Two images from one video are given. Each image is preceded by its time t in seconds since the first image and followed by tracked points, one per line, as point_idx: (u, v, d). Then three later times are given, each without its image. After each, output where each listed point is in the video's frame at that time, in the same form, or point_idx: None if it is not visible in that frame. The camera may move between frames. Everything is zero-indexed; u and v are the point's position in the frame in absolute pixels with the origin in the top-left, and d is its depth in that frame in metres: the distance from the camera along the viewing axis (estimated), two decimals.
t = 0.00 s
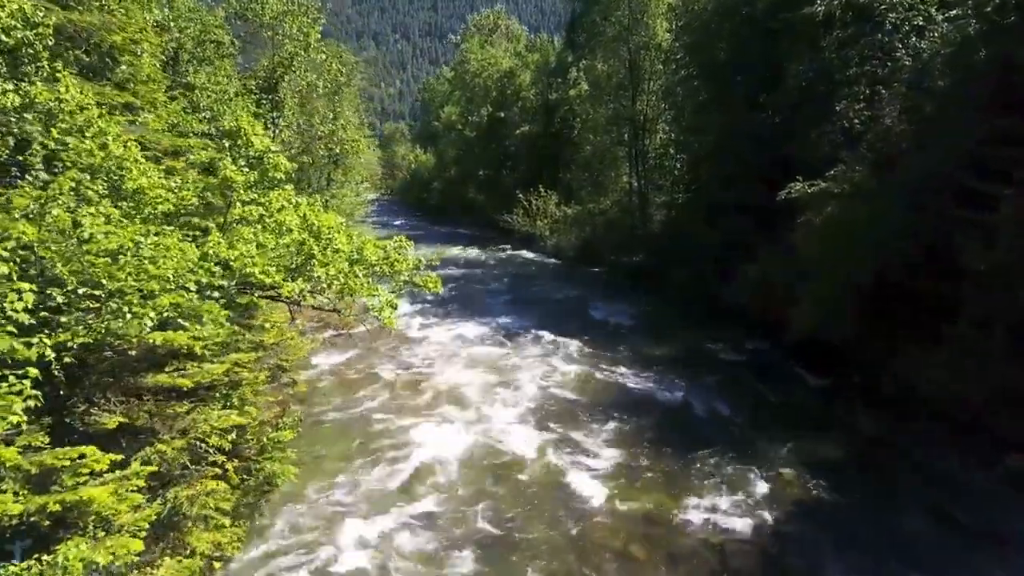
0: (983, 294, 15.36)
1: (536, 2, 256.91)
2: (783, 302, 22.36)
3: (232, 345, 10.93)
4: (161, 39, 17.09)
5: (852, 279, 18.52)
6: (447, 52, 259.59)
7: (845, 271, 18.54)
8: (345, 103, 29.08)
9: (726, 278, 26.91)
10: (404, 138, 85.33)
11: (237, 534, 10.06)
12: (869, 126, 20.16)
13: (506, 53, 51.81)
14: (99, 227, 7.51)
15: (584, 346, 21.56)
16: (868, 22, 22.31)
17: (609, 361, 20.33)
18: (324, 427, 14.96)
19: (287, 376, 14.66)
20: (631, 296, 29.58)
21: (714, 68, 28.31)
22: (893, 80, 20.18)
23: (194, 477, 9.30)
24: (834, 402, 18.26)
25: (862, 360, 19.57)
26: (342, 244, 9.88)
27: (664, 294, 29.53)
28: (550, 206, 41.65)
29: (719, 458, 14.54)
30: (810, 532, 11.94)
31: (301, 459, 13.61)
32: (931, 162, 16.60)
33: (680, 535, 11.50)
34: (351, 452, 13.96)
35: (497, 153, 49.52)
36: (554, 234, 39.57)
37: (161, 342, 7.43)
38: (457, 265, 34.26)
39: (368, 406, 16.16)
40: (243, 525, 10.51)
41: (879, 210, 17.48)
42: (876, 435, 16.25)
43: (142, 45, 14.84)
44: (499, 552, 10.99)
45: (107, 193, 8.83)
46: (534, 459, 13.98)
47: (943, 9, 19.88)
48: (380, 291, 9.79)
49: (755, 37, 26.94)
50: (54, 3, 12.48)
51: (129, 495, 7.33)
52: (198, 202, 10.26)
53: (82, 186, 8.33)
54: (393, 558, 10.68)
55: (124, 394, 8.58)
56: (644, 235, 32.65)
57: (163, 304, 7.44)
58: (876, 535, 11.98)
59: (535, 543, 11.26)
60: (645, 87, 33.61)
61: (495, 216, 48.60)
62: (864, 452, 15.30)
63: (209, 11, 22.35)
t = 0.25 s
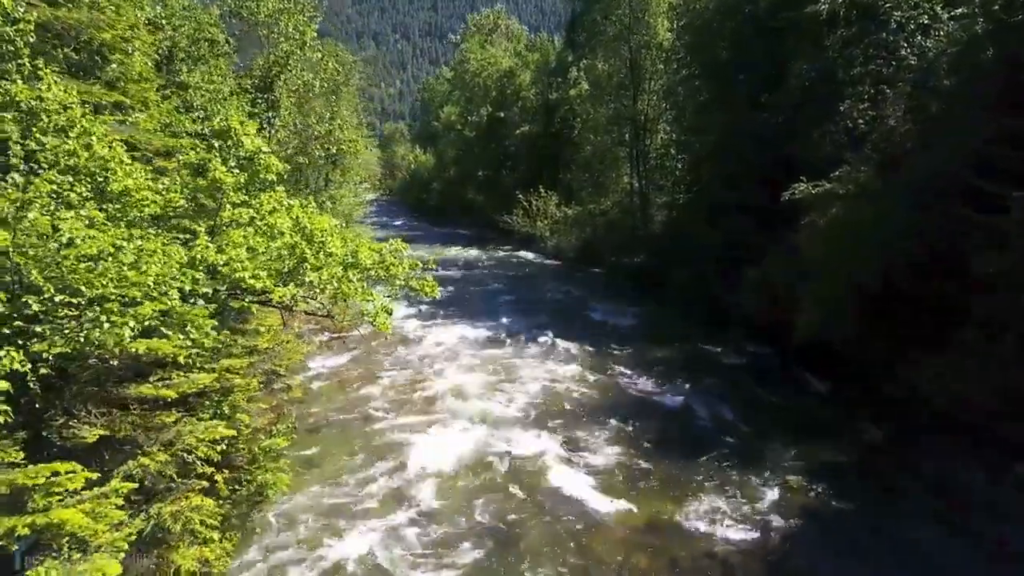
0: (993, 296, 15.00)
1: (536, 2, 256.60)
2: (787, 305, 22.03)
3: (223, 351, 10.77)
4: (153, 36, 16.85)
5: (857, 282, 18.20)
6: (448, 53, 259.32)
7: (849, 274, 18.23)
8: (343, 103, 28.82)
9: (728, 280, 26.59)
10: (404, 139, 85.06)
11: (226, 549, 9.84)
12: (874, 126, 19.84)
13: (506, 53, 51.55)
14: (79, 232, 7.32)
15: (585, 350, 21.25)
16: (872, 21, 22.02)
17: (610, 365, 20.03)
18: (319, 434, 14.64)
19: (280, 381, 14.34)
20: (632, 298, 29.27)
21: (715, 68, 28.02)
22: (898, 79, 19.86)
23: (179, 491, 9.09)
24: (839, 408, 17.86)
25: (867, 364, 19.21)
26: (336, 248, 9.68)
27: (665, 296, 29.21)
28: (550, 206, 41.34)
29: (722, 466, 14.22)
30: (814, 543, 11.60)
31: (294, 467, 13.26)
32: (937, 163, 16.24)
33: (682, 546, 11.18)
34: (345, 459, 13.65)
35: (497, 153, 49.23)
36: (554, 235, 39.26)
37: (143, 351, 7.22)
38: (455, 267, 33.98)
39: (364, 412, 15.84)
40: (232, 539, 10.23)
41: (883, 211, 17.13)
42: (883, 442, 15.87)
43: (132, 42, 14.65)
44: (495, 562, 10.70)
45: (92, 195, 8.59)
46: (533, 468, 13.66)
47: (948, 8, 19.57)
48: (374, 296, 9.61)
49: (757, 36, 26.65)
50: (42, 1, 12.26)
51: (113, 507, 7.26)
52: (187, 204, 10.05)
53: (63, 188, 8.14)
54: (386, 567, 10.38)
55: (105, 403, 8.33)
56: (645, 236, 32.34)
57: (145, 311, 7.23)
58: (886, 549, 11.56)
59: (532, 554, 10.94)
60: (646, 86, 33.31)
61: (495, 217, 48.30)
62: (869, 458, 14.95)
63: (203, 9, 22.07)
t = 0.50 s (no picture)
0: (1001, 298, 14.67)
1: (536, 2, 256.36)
2: (790, 306, 21.73)
3: (216, 355, 10.57)
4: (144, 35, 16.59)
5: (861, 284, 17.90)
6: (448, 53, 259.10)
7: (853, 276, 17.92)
8: (341, 103, 28.57)
9: (730, 282, 26.27)
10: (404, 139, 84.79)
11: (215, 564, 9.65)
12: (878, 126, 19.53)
13: (505, 53, 51.31)
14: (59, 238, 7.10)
15: (585, 352, 20.96)
16: (876, 20, 21.75)
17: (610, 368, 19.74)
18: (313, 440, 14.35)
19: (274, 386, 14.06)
20: (632, 299, 28.97)
21: (716, 67, 27.75)
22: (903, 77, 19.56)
23: (164, 505, 8.80)
24: (845, 412, 17.47)
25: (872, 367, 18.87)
26: (329, 252, 9.45)
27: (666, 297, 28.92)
28: (550, 207, 41.04)
29: (725, 472, 13.91)
30: (819, 553, 11.28)
31: (287, 475, 12.94)
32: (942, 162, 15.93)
33: (683, 557, 10.87)
34: (339, 467, 13.38)
35: (496, 153, 48.95)
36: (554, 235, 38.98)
37: (124, 361, 7.02)
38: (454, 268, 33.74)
39: (359, 417, 15.55)
40: (222, 552, 9.93)
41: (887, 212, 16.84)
42: (893, 449, 15.44)
43: (123, 40, 14.39)
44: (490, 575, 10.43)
45: (73, 198, 8.35)
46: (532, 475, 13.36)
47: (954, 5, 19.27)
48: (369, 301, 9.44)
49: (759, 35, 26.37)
50: None
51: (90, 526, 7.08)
52: (175, 207, 9.80)
53: (44, 191, 7.91)
54: None
55: (86, 417, 8.16)
56: (646, 236, 32.05)
57: (126, 320, 7.02)
58: (894, 560, 11.16)
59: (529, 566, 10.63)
60: (646, 86, 33.01)
61: (495, 217, 48.01)
62: (877, 466, 14.54)
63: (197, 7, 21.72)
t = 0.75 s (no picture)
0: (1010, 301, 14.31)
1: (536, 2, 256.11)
2: (793, 309, 21.40)
3: (209, 359, 10.37)
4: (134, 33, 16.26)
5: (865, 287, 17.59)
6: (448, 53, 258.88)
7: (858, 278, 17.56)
8: (338, 102, 28.27)
9: (732, 283, 25.93)
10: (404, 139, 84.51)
11: None
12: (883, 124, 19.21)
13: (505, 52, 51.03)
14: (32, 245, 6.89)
15: (585, 355, 20.64)
16: (881, 18, 21.47)
17: (611, 371, 19.41)
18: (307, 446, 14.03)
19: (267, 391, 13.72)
20: (633, 300, 28.66)
21: (718, 66, 27.46)
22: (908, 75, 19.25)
23: (146, 520, 8.38)
24: (848, 415, 17.17)
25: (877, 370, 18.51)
26: (321, 255, 9.21)
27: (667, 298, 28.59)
28: (550, 207, 40.70)
29: (727, 478, 13.61)
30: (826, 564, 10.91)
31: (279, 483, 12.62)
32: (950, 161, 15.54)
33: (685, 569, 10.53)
34: (333, 474, 13.08)
35: (496, 153, 48.66)
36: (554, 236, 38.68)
37: (101, 370, 6.83)
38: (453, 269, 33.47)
39: (355, 422, 15.22)
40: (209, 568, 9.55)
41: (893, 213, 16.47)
42: (900, 455, 15.06)
43: (112, 37, 14.10)
44: None
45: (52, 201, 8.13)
46: (530, 481, 13.08)
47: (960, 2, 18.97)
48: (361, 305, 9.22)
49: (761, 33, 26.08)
50: None
51: (64, 548, 6.62)
52: (163, 209, 9.55)
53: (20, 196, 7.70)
54: None
55: (65, 430, 8.09)
56: (647, 237, 31.74)
57: (102, 329, 6.82)
58: (901, 571, 10.82)
59: None
60: (647, 85, 32.66)
61: (495, 218, 47.70)
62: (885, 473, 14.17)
63: (189, 5, 21.18)
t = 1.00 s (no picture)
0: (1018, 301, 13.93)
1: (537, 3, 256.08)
2: (797, 311, 21.01)
3: (198, 365, 10.10)
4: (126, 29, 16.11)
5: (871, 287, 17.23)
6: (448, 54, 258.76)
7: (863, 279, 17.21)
8: (336, 101, 28.10)
9: (734, 284, 25.54)
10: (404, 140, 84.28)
11: None
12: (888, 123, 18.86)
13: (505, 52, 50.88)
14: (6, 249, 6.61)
15: (585, 358, 20.30)
16: (886, 17, 21.19)
17: (612, 375, 19.07)
18: (298, 453, 13.68)
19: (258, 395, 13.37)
20: (634, 302, 28.29)
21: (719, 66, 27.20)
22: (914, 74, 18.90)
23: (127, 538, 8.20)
24: (853, 420, 16.77)
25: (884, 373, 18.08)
26: (311, 257, 8.92)
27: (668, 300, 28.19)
28: (550, 208, 40.36)
29: (730, 485, 13.26)
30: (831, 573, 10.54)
31: (269, 491, 12.25)
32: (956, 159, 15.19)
33: None
34: (325, 482, 12.73)
35: (496, 154, 48.38)
36: (554, 237, 38.34)
37: (76, 380, 6.55)
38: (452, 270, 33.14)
39: (349, 428, 14.88)
40: None
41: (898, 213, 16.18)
42: (907, 460, 14.65)
43: (101, 34, 13.82)
44: None
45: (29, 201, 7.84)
46: (526, 488, 12.74)
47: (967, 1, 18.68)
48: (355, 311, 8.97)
49: (763, 32, 25.79)
50: None
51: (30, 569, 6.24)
52: (149, 210, 9.30)
53: None
54: None
55: (40, 442, 7.76)
56: (647, 237, 31.39)
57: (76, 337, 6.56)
58: None
59: None
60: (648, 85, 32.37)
61: (494, 218, 47.37)
62: (891, 479, 13.77)
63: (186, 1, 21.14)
